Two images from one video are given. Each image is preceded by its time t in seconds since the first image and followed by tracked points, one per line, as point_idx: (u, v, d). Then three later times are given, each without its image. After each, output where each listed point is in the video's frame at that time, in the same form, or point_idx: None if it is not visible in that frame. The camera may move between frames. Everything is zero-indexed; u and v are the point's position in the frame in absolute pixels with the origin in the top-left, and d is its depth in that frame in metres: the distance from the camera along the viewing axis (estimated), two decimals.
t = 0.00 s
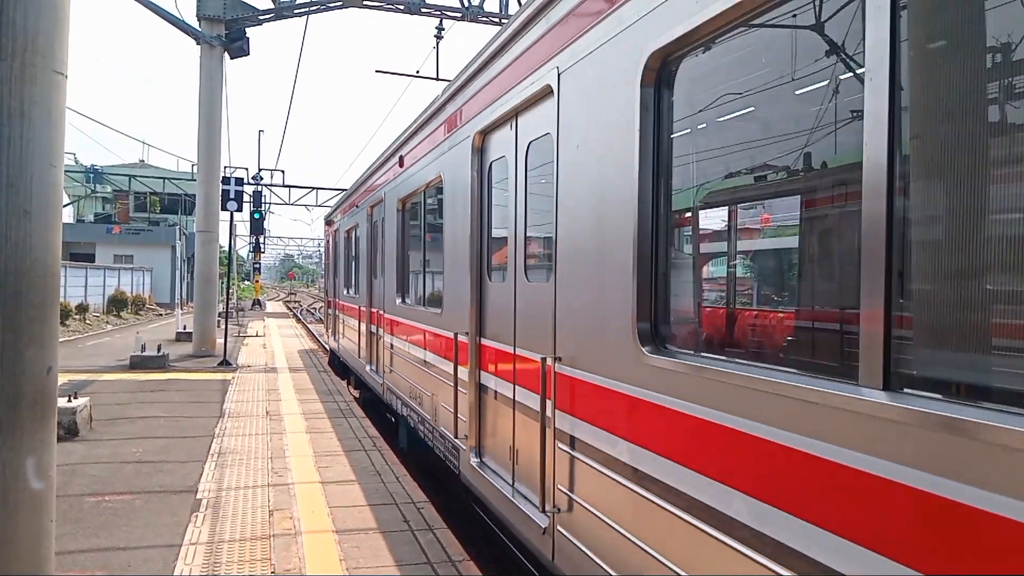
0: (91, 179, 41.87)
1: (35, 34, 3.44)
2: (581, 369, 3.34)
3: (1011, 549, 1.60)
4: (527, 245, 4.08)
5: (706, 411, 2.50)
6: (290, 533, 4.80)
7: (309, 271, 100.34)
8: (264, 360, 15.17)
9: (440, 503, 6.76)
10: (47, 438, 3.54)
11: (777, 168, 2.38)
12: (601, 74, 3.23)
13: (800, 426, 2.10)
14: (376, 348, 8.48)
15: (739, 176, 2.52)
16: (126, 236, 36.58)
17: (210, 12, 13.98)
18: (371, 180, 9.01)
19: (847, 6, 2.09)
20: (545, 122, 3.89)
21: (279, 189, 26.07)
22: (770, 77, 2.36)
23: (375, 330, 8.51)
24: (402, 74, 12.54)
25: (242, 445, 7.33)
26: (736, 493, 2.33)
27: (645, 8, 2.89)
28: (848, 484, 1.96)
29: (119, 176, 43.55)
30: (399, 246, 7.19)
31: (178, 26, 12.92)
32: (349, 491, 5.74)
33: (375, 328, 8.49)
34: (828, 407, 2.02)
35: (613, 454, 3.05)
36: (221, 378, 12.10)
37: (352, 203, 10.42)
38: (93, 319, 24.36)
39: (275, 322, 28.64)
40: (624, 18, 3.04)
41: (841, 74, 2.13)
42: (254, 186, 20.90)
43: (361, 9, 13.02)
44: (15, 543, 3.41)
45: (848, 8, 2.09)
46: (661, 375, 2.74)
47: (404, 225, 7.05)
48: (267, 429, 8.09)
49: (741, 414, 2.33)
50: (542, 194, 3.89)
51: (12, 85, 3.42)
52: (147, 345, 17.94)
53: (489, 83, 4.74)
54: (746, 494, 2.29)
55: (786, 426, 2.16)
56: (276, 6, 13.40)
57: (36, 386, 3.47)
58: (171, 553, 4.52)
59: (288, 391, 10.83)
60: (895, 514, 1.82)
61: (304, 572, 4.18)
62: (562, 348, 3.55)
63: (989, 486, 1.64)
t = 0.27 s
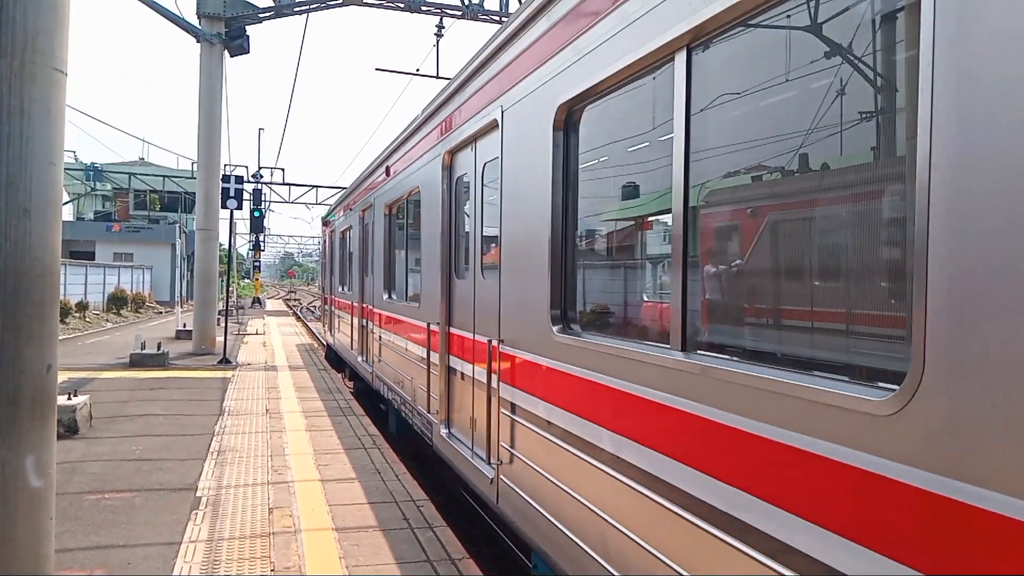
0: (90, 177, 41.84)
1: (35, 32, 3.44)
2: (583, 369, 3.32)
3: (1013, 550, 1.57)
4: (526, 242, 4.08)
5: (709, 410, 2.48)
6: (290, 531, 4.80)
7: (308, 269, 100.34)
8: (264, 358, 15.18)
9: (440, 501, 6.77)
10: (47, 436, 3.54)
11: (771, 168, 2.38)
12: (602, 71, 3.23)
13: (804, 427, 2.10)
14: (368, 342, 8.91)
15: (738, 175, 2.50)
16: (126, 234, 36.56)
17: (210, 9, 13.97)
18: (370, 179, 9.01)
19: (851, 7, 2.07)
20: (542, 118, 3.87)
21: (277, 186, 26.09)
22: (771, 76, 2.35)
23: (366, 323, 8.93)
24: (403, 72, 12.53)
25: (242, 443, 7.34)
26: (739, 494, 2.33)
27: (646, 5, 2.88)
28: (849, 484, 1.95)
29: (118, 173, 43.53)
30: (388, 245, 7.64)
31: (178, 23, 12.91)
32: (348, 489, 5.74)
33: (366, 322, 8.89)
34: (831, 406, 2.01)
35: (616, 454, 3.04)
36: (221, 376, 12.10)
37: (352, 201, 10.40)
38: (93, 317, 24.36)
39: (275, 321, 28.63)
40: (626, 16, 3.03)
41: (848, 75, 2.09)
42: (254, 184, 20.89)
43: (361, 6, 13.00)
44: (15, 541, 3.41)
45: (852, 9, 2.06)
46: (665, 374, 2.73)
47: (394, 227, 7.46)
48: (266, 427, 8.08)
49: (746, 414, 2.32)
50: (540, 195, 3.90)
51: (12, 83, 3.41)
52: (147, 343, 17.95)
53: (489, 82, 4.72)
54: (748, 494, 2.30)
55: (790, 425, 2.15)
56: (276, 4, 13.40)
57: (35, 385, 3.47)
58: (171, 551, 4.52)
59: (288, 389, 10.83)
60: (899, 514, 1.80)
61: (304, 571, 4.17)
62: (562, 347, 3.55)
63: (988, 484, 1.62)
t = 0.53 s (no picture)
0: (89, 176, 41.81)
1: (34, 31, 3.44)
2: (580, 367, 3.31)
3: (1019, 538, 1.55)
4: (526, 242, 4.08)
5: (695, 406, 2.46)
6: (288, 530, 4.80)
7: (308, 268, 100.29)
8: (263, 357, 15.19)
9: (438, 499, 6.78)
10: (45, 435, 3.54)
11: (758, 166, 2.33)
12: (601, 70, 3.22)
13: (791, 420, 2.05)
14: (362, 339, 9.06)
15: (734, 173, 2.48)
16: (126, 232, 36.54)
17: (209, 8, 13.96)
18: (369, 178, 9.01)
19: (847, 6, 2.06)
20: (546, 120, 3.88)
21: (276, 184, 26.05)
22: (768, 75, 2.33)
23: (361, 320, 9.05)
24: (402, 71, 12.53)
25: (241, 442, 7.34)
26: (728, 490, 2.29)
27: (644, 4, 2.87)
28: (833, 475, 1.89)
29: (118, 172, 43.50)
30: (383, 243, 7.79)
31: (178, 22, 12.90)
32: (347, 488, 5.74)
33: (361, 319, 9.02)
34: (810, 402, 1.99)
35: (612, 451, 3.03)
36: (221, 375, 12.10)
37: (352, 200, 10.40)
38: (92, 316, 24.35)
39: (275, 320, 28.62)
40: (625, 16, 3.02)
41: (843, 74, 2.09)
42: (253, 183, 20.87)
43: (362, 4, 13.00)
44: (13, 540, 3.41)
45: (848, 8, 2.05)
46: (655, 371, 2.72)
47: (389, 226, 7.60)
48: (266, 426, 8.08)
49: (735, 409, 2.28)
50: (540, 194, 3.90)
51: (10, 82, 3.41)
52: (147, 342, 17.95)
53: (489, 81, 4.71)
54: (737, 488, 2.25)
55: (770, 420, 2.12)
56: (276, 3, 13.39)
57: (35, 384, 3.48)
58: (170, 549, 4.52)
59: (288, 388, 10.83)
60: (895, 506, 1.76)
61: (302, 570, 4.17)
62: (560, 346, 3.56)
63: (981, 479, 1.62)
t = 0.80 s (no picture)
0: (87, 176, 41.76)
1: (31, 30, 3.43)
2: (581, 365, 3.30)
3: None
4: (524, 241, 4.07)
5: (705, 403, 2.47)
6: (287, 529, 4.80)
7: (306, 268, 100.24)
8: (262, 357, 15.17)
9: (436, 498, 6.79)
10: (43, 435, 3.53)
11: (761, 167, 2.34)
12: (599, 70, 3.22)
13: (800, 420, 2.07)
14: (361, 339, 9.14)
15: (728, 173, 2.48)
16: (123, 232, 36.48)
17: (207, 8, 13.94)
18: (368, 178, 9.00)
19: (841, 8, 2.06)
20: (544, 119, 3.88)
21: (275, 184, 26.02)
22: (763, 76, 2.34)
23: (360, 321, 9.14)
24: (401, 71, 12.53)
25: (239, 442, 7.34)
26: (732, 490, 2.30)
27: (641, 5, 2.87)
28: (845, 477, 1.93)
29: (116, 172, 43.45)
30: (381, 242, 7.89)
31: (176, 21, 12.88)
32: (346, 488, 5.74)
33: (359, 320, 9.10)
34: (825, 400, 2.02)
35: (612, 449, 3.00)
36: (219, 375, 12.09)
37: (350, 199, 10.39)
38: (90, 317, 24.32)
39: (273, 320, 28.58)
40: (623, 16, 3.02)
41: (836, 75, 2.09)
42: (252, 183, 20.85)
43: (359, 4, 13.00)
44: (12, 540, 3.40)
45: (843, 10, 2.06)
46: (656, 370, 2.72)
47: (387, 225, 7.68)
48: (264, 426, 8.08)
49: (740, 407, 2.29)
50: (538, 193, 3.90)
51: (7, 82, 3.40)
52: (145, 342, 17.92)
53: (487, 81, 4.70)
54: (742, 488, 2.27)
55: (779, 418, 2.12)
56: (274, 3, 13.38)
57: (33, 384, 3.47)
58: (169, 550, 4.52)
59: (286, 388, 10.82)
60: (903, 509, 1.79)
61: (301, 569, 4.17)
62: (557, 345, 3.56)
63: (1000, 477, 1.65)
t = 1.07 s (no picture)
0: (88, 177, 41.76)
1: (32, 30, 3.43)
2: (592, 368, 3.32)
3: None
4: (524, 241, 4.06)
5: (714, 407, 2.48)
6: (289, 530, 4.80)
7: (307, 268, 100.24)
8: (262, 357, 15.16)
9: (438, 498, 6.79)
10: (44, 435, 3.53)
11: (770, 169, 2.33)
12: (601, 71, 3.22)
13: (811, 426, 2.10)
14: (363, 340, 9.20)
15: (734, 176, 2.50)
16: (123, 232, 36.48)
17: (207, 8, 13.94)
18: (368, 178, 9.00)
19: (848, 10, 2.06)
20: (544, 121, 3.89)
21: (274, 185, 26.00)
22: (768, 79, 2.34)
23: (362, 321, 9.20)
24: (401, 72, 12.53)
25: (241, 442, 7.34)
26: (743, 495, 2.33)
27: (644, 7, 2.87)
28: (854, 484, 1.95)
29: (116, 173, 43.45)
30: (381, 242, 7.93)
31: (176, 21, 12.87)
32: (348, 488, 5.73)
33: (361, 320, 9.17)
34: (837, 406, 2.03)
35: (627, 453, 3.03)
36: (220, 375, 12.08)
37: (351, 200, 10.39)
38: (91, 317, 24.32)
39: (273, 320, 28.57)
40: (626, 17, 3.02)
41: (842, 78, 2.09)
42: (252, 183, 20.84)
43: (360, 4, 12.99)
44: (13, 540, 3.40)
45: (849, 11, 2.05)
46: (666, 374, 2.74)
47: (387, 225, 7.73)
48: (265, 427, 8.07)
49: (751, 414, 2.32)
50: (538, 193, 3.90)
51: (8, 82, 3.40)
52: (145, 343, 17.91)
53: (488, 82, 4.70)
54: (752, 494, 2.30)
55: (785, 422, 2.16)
56: (274, 3, 13.38)
57: (35, 384, 3.47)
58: (170, 550, 4.51)
59: (287, 388, 10.82)
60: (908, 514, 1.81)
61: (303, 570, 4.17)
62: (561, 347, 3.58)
63: (1000, 489, 1.63)
